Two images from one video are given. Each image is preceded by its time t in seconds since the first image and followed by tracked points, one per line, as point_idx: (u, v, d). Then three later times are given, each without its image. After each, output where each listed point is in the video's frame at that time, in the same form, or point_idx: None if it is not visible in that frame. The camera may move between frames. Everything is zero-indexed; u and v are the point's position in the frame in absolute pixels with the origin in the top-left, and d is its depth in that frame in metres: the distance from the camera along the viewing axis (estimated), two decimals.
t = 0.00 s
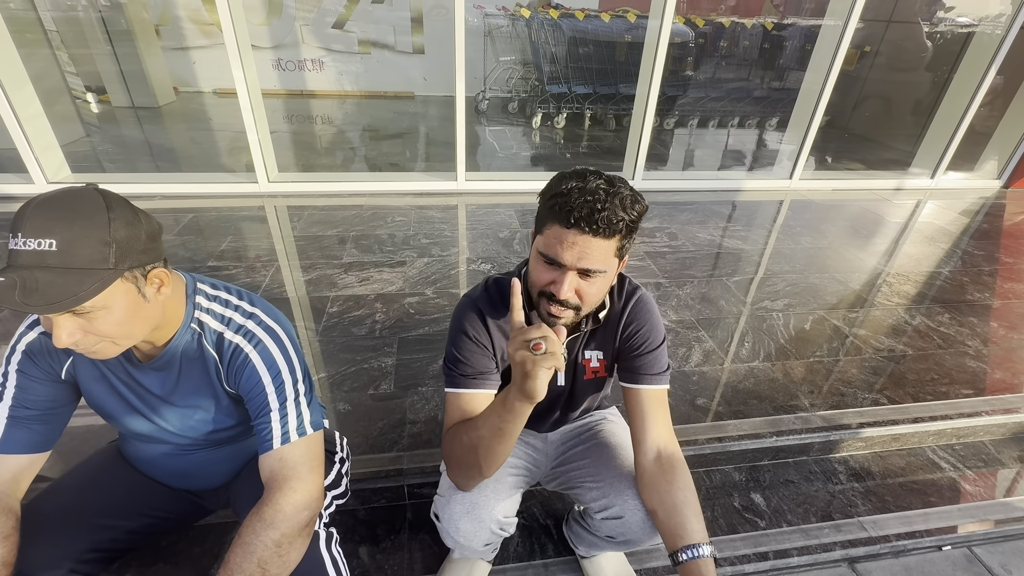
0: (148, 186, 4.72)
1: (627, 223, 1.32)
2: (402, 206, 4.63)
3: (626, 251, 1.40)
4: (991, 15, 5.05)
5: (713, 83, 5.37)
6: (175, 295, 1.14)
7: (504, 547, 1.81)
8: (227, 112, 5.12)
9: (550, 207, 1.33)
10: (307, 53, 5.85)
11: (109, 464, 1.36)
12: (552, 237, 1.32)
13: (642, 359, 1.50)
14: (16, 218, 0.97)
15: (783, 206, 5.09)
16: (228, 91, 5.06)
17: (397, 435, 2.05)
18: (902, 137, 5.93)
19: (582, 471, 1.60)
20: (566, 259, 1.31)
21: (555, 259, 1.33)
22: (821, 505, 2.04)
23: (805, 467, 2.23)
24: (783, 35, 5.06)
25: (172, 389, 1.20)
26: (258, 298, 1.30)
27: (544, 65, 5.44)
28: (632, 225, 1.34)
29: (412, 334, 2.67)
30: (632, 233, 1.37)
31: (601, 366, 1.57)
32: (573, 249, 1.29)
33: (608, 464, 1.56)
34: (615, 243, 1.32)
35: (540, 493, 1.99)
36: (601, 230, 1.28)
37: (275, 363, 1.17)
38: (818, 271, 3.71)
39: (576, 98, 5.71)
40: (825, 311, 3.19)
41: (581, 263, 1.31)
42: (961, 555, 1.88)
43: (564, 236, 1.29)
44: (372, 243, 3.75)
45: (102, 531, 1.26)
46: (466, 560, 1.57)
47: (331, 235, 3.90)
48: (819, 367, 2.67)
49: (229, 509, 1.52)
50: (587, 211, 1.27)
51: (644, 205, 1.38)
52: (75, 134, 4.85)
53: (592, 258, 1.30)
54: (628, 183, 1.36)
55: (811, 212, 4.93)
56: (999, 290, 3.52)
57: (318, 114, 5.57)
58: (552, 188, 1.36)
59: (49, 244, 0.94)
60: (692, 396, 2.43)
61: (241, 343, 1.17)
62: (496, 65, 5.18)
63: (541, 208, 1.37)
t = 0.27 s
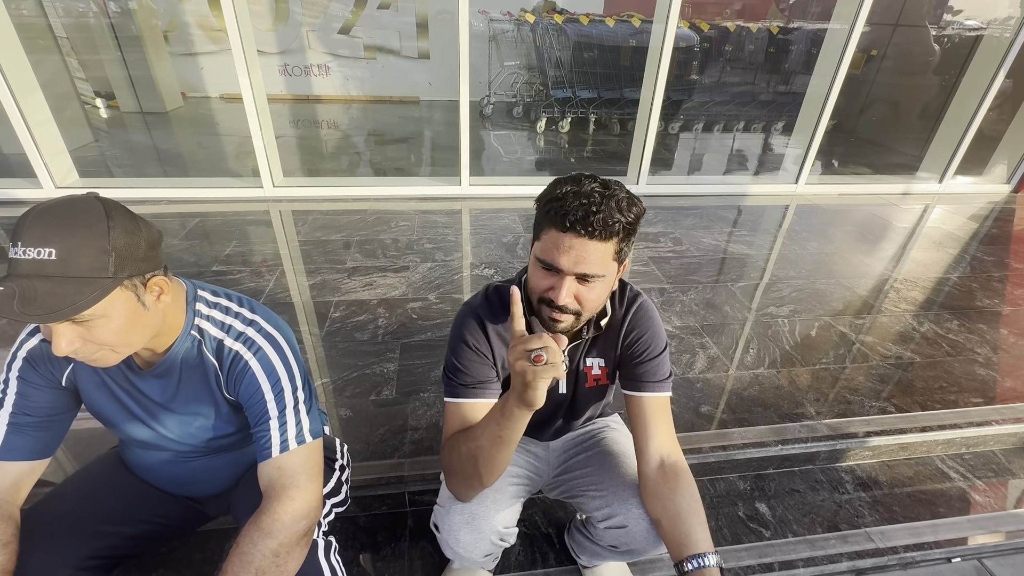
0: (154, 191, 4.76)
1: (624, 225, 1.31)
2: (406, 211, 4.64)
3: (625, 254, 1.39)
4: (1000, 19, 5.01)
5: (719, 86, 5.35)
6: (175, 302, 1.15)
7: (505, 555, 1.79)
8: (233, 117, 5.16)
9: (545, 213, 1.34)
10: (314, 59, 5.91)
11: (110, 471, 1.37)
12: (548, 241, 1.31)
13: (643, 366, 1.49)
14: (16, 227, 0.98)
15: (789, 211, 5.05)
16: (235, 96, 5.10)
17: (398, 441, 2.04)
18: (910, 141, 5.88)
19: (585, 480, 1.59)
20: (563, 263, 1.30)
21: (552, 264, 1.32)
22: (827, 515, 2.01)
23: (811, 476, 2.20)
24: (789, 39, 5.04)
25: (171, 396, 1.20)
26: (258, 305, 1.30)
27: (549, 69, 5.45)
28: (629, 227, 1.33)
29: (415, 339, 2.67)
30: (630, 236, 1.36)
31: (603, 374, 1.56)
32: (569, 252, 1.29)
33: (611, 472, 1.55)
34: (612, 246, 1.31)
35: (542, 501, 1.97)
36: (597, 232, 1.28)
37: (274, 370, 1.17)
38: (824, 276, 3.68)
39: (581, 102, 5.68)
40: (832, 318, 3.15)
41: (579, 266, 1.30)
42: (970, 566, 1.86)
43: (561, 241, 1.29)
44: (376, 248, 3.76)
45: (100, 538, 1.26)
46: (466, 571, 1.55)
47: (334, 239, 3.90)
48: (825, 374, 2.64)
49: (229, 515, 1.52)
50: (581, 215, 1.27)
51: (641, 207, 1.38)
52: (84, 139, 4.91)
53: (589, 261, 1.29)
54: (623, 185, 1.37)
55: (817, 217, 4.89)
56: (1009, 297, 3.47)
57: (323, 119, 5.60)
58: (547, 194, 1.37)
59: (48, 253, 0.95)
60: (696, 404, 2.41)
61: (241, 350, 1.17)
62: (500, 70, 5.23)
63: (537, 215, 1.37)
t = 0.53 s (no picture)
0: (165, 195, 4.82)
1: (624, 229, 1.32)
2: (412, 216, 4.67)
3: (626, 260, 1.39)
4: (1013, 22, 4.95)
5: (726, 91, 5.30)
6: (183, 309, 1.16)
7: (509, 563, 1.79)
8: (243, 122, 5.21)
9: (546, 219, 1.36)
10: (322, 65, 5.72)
11: (118, 476, 1.38)
12: (548, 246, 1.33)
13: (647, 374, 1.48)
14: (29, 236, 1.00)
15: (797, 217, 5.02)
16: (244, 101, 5.16)
17: (403, 447, 2.05)
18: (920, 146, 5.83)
19: (589, 488, 1.58)
20: (564, 266, 1.31)
21: (553, 267, 1.32)
22: (836, 526, 1.98)
23: (819, 486, 2.17)
24: (797, 43, 5.02)
25: (178, 402, 1.21)
26: (265, 311, 1.31)
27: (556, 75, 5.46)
28: (630, 232, 1.34)
29: (420, 344, 2.68)
30: (631, 241, 1.36)
31: (606, 381, 1.56)
32: (570, 256, 1.29)
33: (616, 480, 1.54)
34: (613, 250, 1.32)
35: (547, 508, 1.97)
36: (597, 235, 1.28)
37: (280, 376, 1.18)
38: (833, 283, 3.65)
39: (587, 107, 5.68)
40: (840, 325, 3.12)
41: (579, 269, 1.30)
42: None
43: (561, 245, 1.29)
44: (382, 252, 3.78)
45: (106, 542, 1.27)
46: None
47: (342, 244, 3.93)
48: (833, 382, 2.61)
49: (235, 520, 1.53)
50: (581, 218, 1.28)
51: (643, 214, 1.39)
52: (97, 145, 4.99)
53: (590, 265, 1.29)
54: (624, 192, 1.38)
55: (825, 223, 4.86)
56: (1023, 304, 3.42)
57: (331, 124, 5.65)
58: (548, 200, 1.38)
59: (59, 262, 0.97)
60: (703, 412, 2.39)
61: (247, 357, 1.18)
62: (507, 75, 5.19)
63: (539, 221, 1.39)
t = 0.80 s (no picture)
0: (177, 199, 4.88)
1: (626, 227, 1.34)
2: (421, 220, 4.69)
3: (629, 259, 1.40)
4: None
5: (736, 95, 5.29)
6: (194, 312, 1.18)
7: (516, 570, 1.78)
8: (255, 127, 5.27)
9: (550, 218, 1.38)
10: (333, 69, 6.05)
11: (129, 478, 1.40)
12: (551, 243, 1.34)
13: (655, 384, 1.47)
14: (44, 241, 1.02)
15: (808, 222, 4.98)
16: (256, 106, 5.22)
17: (410, 452, 2.05)
18: (934, 151, 5.76)
19: (597, 496, 1.58)
20: (566, 263, 1.31)
21: (555, 265, 1.33)
22: (847, 537, 1.95)
23: (830, 496, 2.14)
24: (807, 47, 4.99)
25: (187, 405, 1.22)
26: (274, 315, 1.32)
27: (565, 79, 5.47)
28: (632, 230, 1.35)
29: (428, 349, 2.68)
30: (633, 239, 1.38)
31: (613, 389, 1.55)
32: (572, 252, 1.30)
33: (624, 489, 1.53)
34: (615, 247, 1.33)
35: (555, 515, 1.96)
36: (599, 231, 1.30)
37: (288, 380, 1.18)
38: (845, 289, 3.61)
39: (596, 112, 5.62)
40: (852, 332, 3.09)
41: (581, 266, 1.30)
42: None
43: (564, 242, 1.31)
44: (391, 257, 3.80)
45: (115, 545, 1.29)
46: None
47: (351, 248, 3.96)
48: (845, 391, 2.57)
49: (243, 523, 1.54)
50: (583, 215, 1.31)
51: (645, 213, 1.40)
52: (112, 149, 5.07)
53: (592, 260, 1.30)
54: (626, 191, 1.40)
55: (837, 228, 4.82)
56: None
57: (341, 129, 5.67)
58: (551, 201, 1.40)
59: (75, 265, 0.98)
60: (712, 420, 2.37)
61: (256, 360, 1.19)
62: (516, 79, 5.27)
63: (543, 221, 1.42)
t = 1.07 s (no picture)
0: (189, 201, 4.94)
1: (615, 207, 1.46)
2: (430, 223, 4.71)
3: (623, 241, 1.50)
4: None
5: (747, 99, 5.26)
6: (206, 313, 1.19)
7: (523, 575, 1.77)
8: (267, 130, 5.33)
9: (544, 213, 1.49)
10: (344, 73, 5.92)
11: (141, 478, 1.41)
12: (551, 233, 1.44)
13: (663, 392, 1.45)
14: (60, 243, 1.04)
15: (819, 227, 4.93)
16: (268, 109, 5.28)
17: (418, 455, 2.05)
18: (948, 155, 5.69)
19: (604, 502, 1.56)
20: (569, 244, 1.40)
21: (559, 249, 1.40)
22: (860, 548, 1.92)
23: (842, 505, 2.11)
24: (819, 51, 4.96)
25: (199, 405, 1.23)
26: (285, 317, 1.33)
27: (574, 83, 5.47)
28: (621, 213, 1.48)
29: (436, 352, 2.69)
30: (623, 221, 1.50)
31: (621, 396, 1.55)
32: (571, 232, 1.40)
33: (632, 496, 1.52)
34: (609, 225, 1.44)
35: (562, 521, 1.95)
36: (592, 211, 1.42)
37: (299, 381, 1.19)
38: (857, 295, 3.56)
39: (606, 115, 5.63)
40: (865, 338, 3.05)
41: (584, 242, 1.39)
42: None
43: (563, 227, 1.42)
44: (400, 259, 3.82)
45: (126, 544, 1.30)
46: None
47: (361, 251, 3.99)
48: (858, 399, 2.54)
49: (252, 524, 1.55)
50: (573, 200, 1.44)
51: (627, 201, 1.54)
52: (127, 152, 5.16)
53: (591, 237, 1.39)
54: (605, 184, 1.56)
55: (848, 233, 4.77)
56: None
57: (352, 131, 5.66)
58: (541, 201, 1.52)
59: (90, 265, 1.00)
60: (722, 426, 2.35)
61: (268, 361, 1.20)
62: (526, 83, 5.27)
63: (536, 222, 1.52)
